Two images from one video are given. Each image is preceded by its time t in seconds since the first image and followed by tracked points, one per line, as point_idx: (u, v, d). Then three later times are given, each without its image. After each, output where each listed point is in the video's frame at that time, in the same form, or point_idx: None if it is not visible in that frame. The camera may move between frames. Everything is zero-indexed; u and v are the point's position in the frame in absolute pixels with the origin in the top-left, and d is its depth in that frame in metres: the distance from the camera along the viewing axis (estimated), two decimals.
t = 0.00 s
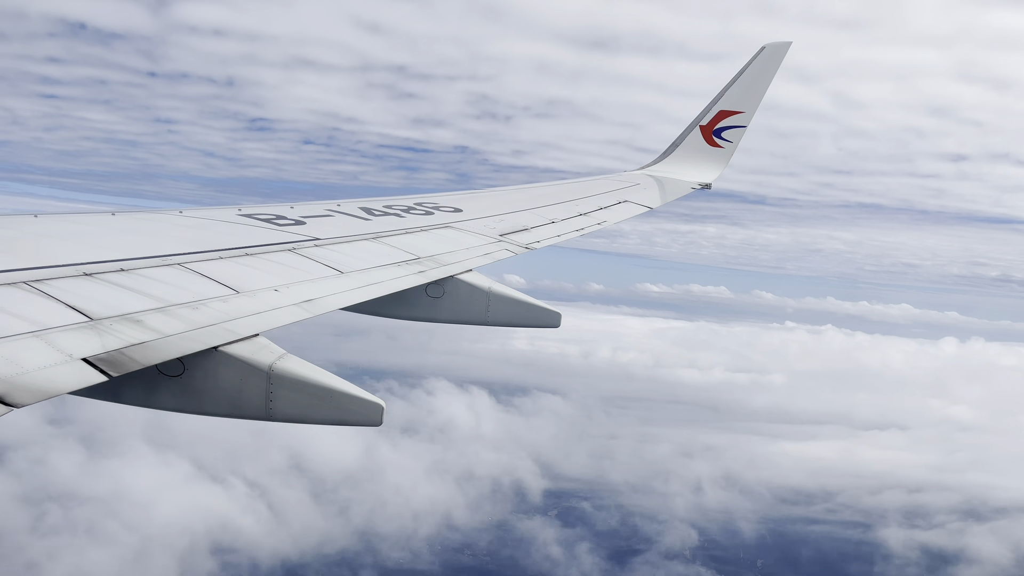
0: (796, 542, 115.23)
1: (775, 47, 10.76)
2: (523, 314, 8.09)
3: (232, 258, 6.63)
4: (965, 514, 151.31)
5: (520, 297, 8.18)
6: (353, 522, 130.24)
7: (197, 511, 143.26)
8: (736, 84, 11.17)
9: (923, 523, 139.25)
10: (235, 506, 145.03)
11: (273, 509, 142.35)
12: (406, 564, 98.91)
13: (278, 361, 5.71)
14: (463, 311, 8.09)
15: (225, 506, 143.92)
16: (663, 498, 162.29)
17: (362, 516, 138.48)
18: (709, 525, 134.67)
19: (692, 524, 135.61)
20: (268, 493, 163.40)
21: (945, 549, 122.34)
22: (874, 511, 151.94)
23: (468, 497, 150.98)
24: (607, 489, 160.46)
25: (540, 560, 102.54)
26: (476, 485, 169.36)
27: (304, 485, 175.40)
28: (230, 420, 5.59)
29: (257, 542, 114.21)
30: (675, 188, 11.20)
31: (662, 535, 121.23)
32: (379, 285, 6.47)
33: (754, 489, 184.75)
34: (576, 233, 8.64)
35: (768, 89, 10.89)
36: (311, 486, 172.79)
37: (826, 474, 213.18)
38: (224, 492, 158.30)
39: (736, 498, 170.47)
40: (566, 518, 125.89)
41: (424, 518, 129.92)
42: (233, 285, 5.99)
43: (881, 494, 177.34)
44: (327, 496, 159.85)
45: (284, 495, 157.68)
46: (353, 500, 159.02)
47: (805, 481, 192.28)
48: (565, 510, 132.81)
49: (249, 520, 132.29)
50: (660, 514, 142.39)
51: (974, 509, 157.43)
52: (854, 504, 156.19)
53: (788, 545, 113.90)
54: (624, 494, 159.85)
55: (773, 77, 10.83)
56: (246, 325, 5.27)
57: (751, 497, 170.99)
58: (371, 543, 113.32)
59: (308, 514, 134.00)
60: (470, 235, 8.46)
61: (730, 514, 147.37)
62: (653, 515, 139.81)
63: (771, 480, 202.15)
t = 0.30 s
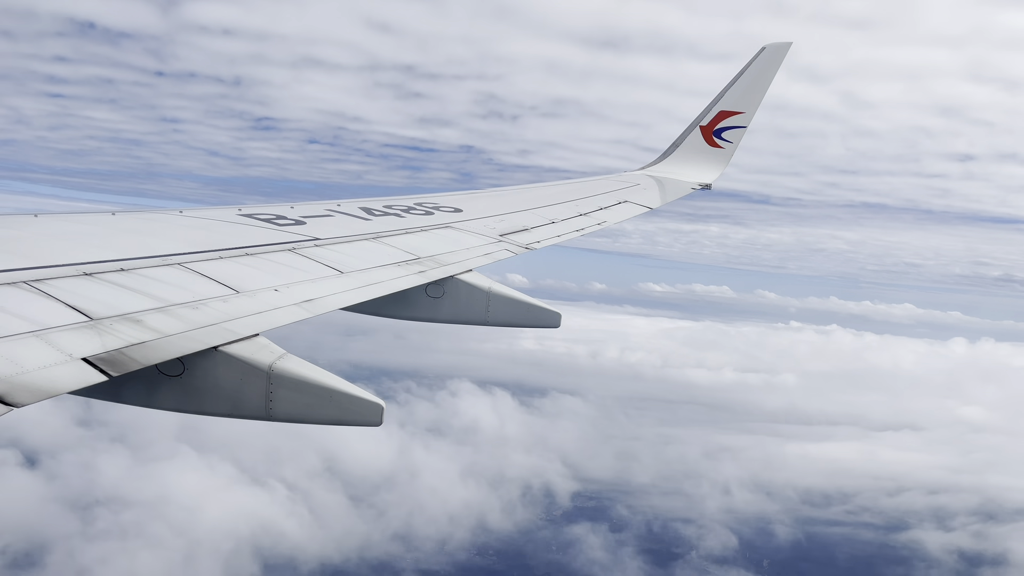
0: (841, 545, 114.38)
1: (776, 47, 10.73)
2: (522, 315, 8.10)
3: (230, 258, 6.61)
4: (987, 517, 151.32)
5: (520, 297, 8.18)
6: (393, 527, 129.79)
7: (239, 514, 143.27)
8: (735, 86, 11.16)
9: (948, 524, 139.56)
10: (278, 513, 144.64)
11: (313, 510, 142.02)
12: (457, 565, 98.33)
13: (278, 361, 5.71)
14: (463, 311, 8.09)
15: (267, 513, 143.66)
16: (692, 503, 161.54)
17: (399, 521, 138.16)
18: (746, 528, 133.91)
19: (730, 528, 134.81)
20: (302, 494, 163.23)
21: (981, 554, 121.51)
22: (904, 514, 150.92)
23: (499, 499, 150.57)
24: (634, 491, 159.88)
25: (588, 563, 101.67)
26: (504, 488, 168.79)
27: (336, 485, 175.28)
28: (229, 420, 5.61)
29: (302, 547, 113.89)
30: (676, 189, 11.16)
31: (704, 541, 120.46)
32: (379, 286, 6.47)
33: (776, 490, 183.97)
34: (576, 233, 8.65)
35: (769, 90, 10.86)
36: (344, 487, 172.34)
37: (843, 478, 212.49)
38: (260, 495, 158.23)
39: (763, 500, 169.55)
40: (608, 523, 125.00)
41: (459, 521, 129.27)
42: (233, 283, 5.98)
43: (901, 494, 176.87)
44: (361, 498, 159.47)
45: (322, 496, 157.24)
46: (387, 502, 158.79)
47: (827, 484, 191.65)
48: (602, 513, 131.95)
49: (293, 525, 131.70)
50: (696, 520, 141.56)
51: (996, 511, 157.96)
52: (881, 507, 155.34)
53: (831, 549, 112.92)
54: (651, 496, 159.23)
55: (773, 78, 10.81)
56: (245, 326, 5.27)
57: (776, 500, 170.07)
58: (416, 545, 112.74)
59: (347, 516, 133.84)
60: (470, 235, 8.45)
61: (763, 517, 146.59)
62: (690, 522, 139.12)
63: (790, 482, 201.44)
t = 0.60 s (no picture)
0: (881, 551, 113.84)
1: (778, 46, 10.70)
2: (523, 314, 8.09)
3: (229, 258, 6.62)
4: (1007, 519, 151.93)
5: (521, 298, 8.18)
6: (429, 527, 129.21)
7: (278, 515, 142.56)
8: (735, 87, 11.15)
9: (973, 525, 140.13)
10: (319, 510, 144.18)
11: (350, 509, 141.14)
12: (505, 566, 97.40)
13: (278, 360, 5.72)
14: (463, 310, 8.09)
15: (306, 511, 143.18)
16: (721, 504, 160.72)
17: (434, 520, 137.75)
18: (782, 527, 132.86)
19: (765, 527, 133.78)
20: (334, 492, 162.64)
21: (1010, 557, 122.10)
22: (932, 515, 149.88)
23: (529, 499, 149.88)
24: (658, 492, 159.69)
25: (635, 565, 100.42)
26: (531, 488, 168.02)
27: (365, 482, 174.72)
28: (230, 420, 5.60)
29: (345, 550, 113.17)
30: (676, 189, 11.13)
31: (744, 542, 119.41)
32: (380, 285, 6.47)
33: (800, 489, 182.67)
34: (576, 233, 8.64)
35: (770, 88, 10.82)
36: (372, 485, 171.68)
37: (860, 478, 211.89)
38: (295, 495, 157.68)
39: (788, 500, 168.43)
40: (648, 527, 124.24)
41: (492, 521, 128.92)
42: (234, 283, 6.01)
43: (922, 494, 175.81)
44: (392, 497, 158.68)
45: (357, 496, 156.82)
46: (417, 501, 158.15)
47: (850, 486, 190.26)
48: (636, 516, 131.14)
49: (332, 522, 132.71)
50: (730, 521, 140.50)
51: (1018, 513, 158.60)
52: (906, 508, 154.33)
53: (868, 553, 112.20)
54: (676, 497, 158.26)
55: (775, 76, 10.76)
56: (246, 325, 5.27)
57: (799, 500, 169.63)
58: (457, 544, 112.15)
59: (385, 516, 133.18)
60: (470, 234, 8.45)
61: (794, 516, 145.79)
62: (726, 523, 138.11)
63: (810, 482, 200.22)
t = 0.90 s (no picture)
0: (936, 561, 110.11)
1: (778, 46, 10.66)
2: (523, 314, 8.09)
3: (229, 256, 6.61)
4: None
5: (521, 297, 8.18)
6: (465, 530, 127.30)
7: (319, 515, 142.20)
8: (734, 87, 11.16)
9: (1001, 528, 140.25)
10: (361, 510, 143.84)
11: (391, 510, 140.28)
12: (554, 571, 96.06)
13: (278, 360, 5.72)
14: (463, 310, 8.09)
15: (348, 512, 142.73)
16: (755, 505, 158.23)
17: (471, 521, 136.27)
18: (821, 531, 130.15)
19: (803, 529, 131.23)
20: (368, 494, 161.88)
21: None
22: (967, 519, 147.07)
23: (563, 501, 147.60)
24: (687, 493, 159.70)
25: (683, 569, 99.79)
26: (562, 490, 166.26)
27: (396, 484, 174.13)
28: (231, 419, 5.61)
29: (386, 552, 113.52)
30: (676, 188, 11.11)
31: (786, 546, 116.59)
32: (380, 285, 6.46)
33: (826, 492, 180.25)
34: (576, 232, 8.64)
35: (769, 88, 10.82)
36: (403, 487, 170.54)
37: (875, 478, 211.68)
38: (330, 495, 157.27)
39: (817, 503, 166.07)
40: (704, 537, 120.30)
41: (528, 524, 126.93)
42: (234, 282, 6.01)
43: (942, 494, 176.09)
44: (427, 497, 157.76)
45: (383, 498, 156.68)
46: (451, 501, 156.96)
47: (878, 487, 187.28)
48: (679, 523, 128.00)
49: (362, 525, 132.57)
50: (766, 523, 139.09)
51: None
52: (937, 511, 151.60)
53: (915, 562, 108.97)
54: (703, 498, 157.68)
55: (774, 77, 10.76)
56: (245, 325, 5.28)
57: (824, 501, 169.51)
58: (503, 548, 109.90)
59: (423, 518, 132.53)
60: (470, 233, 8.44)
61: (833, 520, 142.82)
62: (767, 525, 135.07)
63: (834, 484, 197.74)
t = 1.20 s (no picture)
0: (982, 568, 108.40)
1: (779, 46, 10.64)
2: (523, 314, 8.08)
3: (230, 256, 6.62)
4: None
5: (522, 297, 8.17)
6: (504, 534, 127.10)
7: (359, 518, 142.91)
8: (736, 85, 11.10)
9: None
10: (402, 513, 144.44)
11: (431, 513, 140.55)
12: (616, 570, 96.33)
13: (278, 358, 5.72)
14: (463, 309, 8.10)
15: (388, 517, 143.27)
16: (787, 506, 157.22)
17: (510, 523, 135.79)
18: (859, 534, 129.00)
19: (844, 532, 130.98)
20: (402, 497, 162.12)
21: None
22: (999, 525, 145.27)
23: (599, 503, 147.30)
24: (719, 496, 159.46)
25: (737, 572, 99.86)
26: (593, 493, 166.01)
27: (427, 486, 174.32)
28: (231, 417, 5.60)
29: (434, 556, 113.59)
30: (676, 188, 11.09)
31: (831, 551, 115.13)
32: (379, 284, 6.47)
33: (853, 495, 178.91)
34: (577, 231, 8.65)
35: (771, 85, 10.77)
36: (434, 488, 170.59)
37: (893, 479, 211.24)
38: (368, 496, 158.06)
39: (846, 505, 165.19)
40: (752, 542, 120.11)
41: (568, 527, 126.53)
42: (234, 282, 6.00)
43: (965, 496, 175.65)
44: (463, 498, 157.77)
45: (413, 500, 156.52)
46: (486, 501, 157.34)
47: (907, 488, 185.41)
48: (717, 527, 127.03)
49: (398, 529, 132.56)
50: (804, 525, 138.89)
51: None
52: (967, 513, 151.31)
53: (963, 565, 108.92)
54: (734, 500, 157.47)
55: (775, 77, 10.73)
56: (245, 324, 5.26)
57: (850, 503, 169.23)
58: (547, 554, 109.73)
59: (465, 520, 132.47)
60: (472, 233, 8.42)
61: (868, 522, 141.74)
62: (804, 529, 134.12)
63: (858, 486, 196.33)
